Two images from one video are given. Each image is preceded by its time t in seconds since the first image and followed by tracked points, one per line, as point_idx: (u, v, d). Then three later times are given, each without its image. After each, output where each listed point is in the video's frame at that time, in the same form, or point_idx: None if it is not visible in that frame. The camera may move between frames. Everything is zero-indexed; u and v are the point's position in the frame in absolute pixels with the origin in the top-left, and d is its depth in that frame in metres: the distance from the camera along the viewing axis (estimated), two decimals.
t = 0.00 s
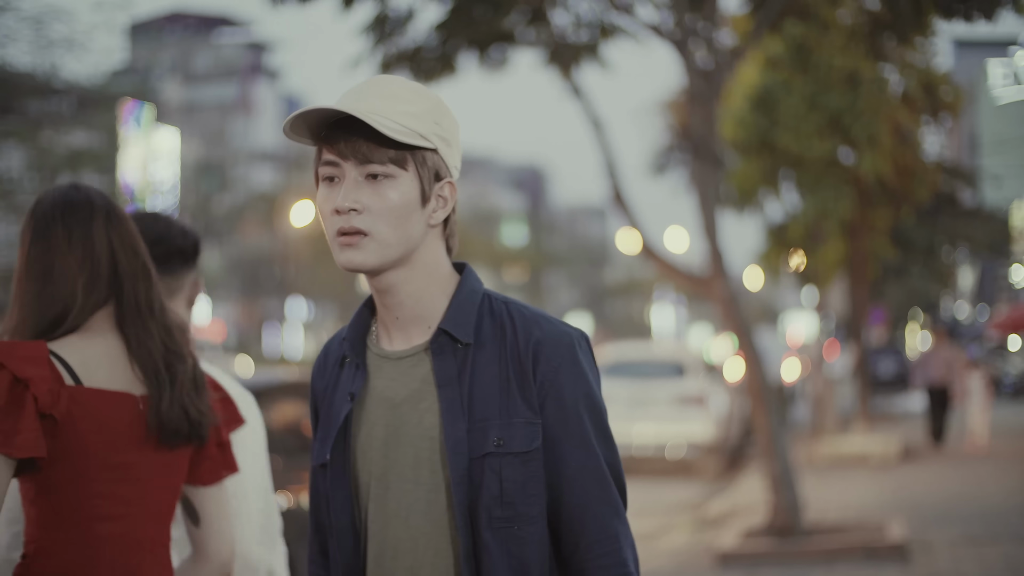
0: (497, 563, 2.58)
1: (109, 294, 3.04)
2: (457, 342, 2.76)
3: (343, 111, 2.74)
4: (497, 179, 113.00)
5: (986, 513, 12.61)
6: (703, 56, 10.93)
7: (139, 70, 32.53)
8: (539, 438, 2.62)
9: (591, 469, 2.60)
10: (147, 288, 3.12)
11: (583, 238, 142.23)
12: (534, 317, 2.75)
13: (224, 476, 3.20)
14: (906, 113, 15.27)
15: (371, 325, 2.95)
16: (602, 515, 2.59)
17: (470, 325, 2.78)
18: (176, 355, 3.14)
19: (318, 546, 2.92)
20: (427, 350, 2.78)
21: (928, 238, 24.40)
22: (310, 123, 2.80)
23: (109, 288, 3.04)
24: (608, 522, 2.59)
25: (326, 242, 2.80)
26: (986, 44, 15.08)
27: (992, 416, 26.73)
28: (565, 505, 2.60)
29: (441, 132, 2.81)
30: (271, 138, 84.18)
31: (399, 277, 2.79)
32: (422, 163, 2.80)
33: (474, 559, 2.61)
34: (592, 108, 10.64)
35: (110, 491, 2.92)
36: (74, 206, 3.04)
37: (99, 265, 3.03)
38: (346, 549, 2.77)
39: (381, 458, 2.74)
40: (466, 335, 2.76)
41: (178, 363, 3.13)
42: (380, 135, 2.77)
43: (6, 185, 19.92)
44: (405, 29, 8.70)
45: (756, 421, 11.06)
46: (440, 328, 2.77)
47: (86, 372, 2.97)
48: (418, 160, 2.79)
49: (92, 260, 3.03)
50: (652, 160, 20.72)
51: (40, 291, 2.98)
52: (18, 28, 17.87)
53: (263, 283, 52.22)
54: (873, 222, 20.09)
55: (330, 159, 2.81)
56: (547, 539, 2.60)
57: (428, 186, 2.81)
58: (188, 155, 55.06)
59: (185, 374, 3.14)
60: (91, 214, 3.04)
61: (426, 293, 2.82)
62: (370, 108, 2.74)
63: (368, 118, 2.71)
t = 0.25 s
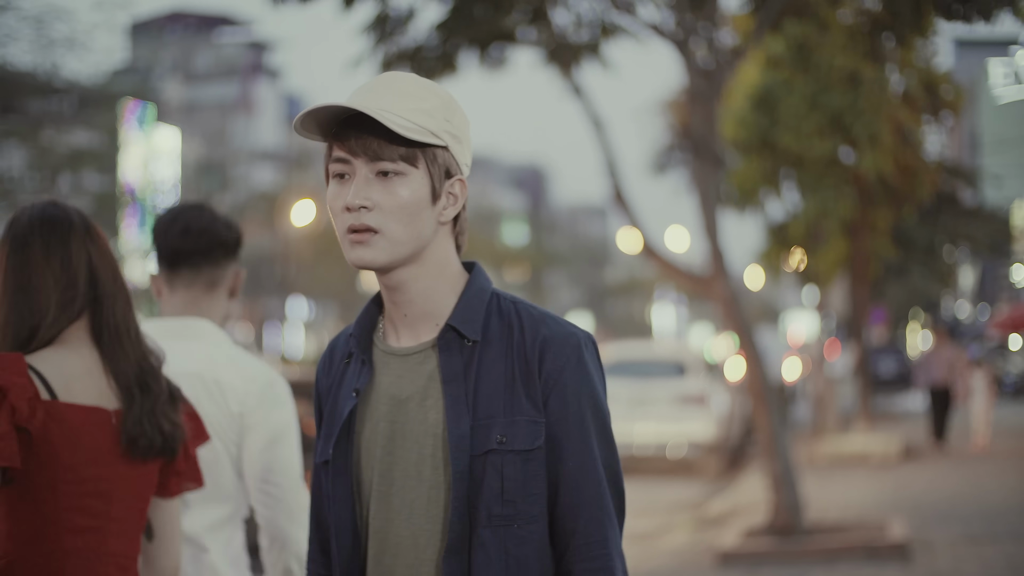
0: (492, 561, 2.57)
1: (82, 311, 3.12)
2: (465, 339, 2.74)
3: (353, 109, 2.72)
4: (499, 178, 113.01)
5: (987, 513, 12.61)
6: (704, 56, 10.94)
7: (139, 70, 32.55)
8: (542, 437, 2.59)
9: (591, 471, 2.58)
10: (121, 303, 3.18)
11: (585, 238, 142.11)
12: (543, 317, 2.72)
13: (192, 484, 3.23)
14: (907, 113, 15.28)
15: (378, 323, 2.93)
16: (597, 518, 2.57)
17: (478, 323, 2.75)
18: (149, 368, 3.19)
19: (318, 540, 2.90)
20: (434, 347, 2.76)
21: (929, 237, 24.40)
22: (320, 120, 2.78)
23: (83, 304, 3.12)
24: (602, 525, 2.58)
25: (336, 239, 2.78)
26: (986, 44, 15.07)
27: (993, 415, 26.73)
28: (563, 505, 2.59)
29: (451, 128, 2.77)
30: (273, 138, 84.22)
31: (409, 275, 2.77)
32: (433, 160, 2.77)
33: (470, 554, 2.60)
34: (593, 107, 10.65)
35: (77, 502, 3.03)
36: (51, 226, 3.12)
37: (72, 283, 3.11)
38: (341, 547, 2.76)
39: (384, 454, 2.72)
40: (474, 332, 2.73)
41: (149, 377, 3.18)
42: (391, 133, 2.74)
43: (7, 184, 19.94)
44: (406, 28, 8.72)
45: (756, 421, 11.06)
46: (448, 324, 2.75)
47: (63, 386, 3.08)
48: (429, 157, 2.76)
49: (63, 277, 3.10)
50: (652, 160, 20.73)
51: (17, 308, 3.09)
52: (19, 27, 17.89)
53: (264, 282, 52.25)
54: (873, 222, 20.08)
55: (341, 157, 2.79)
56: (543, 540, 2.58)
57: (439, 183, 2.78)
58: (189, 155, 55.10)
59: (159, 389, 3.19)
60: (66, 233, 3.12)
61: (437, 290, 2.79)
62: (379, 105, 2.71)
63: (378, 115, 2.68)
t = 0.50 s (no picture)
0: (488, 560, 2.55)
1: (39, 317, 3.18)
2: (470, 338, 2.72)
3: (359, 108, 2.70)
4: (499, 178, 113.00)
5: (987, 512, 12.61)
6: (704, 55, 10.94)
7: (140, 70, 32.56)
8: (541, 437, 2.57)
9: (587, 472, 2.55)
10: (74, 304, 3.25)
11: (584, 237, 142.11)
12: (547, 317, 2.69)
13: (138, 486, 3.40)
14: (908, 112, 15.28)
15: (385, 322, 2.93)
16: (591, 520, 2.54)
17: (484, 322, 2.72)
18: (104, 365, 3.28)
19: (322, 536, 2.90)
20: (439, 346, 2.75)
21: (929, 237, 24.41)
22: (327, 120, 2.76)
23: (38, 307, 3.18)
24: (594, 527, 2.54)
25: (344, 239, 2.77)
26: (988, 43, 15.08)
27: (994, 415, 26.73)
28: (557, 507, 2.56)
29: (459, 127, 2.75)
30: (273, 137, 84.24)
31: (416, 274, 2.76)
32: (440, 159, 2.75)
33: (467, 553, 2.59)
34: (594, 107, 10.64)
35: (59, 499, 3.12)
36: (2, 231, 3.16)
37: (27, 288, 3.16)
38: (343, 545, 2.76)
39: (388, 452, 2.72)
40: (479, 331, 2.71)
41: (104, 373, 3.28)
42: (398, 132, 2.73)
43: (7, 184, 19.94)
44: (407, 27, 8.72)
45: (756, 420, 11.05)
46: (453, 322, 2.73)
47: (33, 387, 3.17)
48: (437, 156, 2.74)
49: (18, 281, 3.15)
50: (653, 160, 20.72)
51: None
52: (19, 27, 17.90)
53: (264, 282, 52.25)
54: (874, 221, 20.07)
55: (347, 156, 2.78)
56: (537, 540, 2.56)
57: (447, 181, 2.76)
58: (190, 154, 55.07)
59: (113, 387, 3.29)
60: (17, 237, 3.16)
61: (443, 290, 2.78)
62: (386, 104, 2.70)
63: (384, 115, 2.67)
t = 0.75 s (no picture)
0: (484, 558, 2.54)
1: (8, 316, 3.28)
2: (471, 336, 2.71)
3: (360, 106, 2.70)
4: (499, 177, 113.03)
5: (986, 511, 12.63)
6: (704, 55, 10.94)
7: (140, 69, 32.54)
8: (539, 436, 2.56)
9: (582, 471, 2.53)
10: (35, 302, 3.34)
11: (583, 236, 142.16)
12: (548, 315, 2.68)
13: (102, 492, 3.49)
14: (908, 112, 15.30)
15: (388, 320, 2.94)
16: (587, 521, 2.52)
17: (486, 320, 2.71)
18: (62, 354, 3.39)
19: (323, 531, 2.92)
20: (440, 344, 2.76)
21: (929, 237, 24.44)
22: (328, 119, 2.76)
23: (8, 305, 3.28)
24: (589, 527, 2.52)
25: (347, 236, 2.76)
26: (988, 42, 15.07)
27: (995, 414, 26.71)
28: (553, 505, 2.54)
29: (462, 124, 2.73)
30: (273, 136, 84.18)
31: (419, 272, 2.76)
32: (443, 157, 2.73)
33: (464, 551, 2.59)
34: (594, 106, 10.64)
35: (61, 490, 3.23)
36: None
37: None
38: (345, 540, 2.77)
39: (388, 449, 2.73)
40: (480, 329, 2.70)
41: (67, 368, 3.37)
42: (399, 131, 2.72)
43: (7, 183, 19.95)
44: (407, 27, 8.73)
45: (756, 420, 11.05)
46: (454, 320, 2.72)
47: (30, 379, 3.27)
48: (439, 154, 2.73)
49: None
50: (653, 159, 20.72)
51: None
52: (19, 26, 17.90)
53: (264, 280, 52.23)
54: (874, 220, 20.07)
55: (350, 154, 2.77)
56: (533, 539, 2.54)
57: (450, 179, 2.75)
58: (190, 153, 55.11)
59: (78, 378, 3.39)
60: None
61: (446, 287, 2.78)
62: (387, 102, 2.69)
63: (386, 113, 2.66)
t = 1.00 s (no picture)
0: (481, 555, 2.48)
1: None
2: (472, 329, 2.64)
3: (361, 100, 2.63)
4: (500, 172, 113.10)
5: (986, 506, 12.65)
6: (705, 50, 10.94)
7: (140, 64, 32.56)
8: (538, 432, 2.49)
9: (581, 468, 2.46)
10: None
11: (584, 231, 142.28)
12: (552, 310, 2.62)
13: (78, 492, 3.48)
14: (908, 107, 15.29)
15: (394, 314, 2.92)
16: (586, 519, 2.44)
17: (487, 314, 2.65)
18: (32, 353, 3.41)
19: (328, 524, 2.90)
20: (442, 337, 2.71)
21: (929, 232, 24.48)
22: (329, 113, 2.70)
23: None
24: (587, 525, 2.45)
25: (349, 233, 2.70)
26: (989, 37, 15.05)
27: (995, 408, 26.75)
28: (553, 501, 2.47)
29: (465, 118, 2.67)
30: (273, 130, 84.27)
31: (424, 267, 2.70)
32: (445, 151, 2.67)
33: (462, 548, 2.52)
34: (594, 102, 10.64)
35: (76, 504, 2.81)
36: None
37: None
38: (347, 532, 2.75)
39: (389, 442, 2.70)
40: (481, 323, 2.64)
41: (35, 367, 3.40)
42: (402, 126, 2.65)
43: (8, 178, 19.97)
44: (407, 21, 8.76)
45: (757, 415, 11.07)
46: (456, 313, 2.66)
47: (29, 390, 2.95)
48: (442, 148, 2.66)
49: None
50: (654, 154, 20.74)
51: None
52: (19, 22, 17.92)
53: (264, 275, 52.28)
54: (875, 215, 20.06)
55: (352, 148, 2.71)
56: (532, 536, 2.47)
57: (454, 174, 2.68)
58: (190, 148, 55.16)
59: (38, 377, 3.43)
60: None
61: (450, 282, 2.72)
62: (388, 96, 2.63)
63: (387, 107, 2.59)
